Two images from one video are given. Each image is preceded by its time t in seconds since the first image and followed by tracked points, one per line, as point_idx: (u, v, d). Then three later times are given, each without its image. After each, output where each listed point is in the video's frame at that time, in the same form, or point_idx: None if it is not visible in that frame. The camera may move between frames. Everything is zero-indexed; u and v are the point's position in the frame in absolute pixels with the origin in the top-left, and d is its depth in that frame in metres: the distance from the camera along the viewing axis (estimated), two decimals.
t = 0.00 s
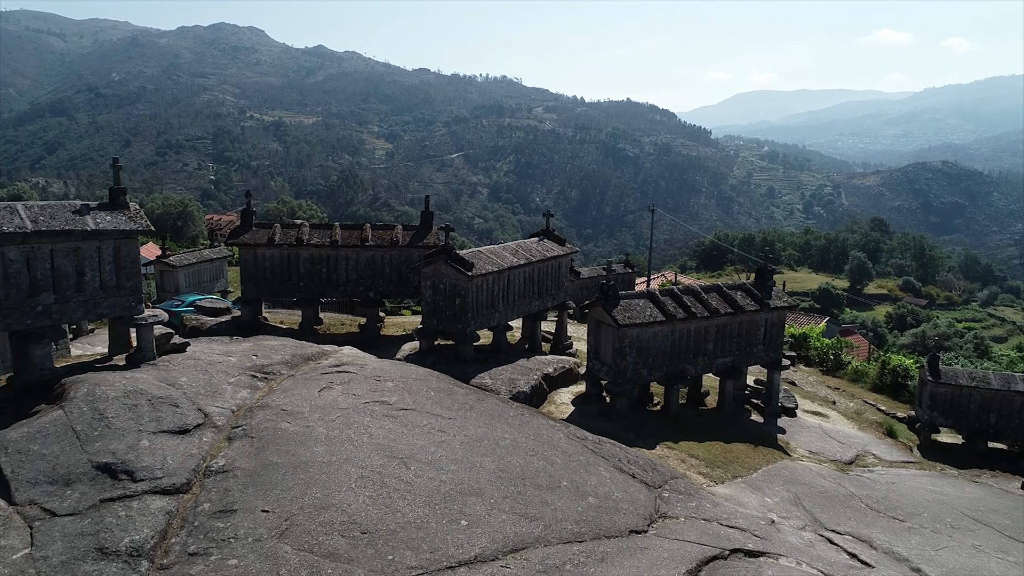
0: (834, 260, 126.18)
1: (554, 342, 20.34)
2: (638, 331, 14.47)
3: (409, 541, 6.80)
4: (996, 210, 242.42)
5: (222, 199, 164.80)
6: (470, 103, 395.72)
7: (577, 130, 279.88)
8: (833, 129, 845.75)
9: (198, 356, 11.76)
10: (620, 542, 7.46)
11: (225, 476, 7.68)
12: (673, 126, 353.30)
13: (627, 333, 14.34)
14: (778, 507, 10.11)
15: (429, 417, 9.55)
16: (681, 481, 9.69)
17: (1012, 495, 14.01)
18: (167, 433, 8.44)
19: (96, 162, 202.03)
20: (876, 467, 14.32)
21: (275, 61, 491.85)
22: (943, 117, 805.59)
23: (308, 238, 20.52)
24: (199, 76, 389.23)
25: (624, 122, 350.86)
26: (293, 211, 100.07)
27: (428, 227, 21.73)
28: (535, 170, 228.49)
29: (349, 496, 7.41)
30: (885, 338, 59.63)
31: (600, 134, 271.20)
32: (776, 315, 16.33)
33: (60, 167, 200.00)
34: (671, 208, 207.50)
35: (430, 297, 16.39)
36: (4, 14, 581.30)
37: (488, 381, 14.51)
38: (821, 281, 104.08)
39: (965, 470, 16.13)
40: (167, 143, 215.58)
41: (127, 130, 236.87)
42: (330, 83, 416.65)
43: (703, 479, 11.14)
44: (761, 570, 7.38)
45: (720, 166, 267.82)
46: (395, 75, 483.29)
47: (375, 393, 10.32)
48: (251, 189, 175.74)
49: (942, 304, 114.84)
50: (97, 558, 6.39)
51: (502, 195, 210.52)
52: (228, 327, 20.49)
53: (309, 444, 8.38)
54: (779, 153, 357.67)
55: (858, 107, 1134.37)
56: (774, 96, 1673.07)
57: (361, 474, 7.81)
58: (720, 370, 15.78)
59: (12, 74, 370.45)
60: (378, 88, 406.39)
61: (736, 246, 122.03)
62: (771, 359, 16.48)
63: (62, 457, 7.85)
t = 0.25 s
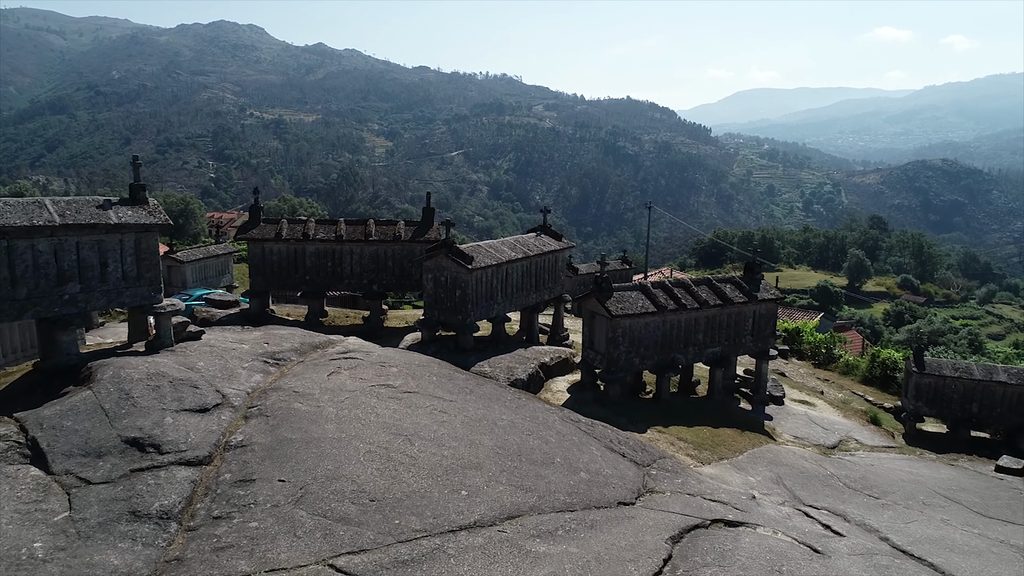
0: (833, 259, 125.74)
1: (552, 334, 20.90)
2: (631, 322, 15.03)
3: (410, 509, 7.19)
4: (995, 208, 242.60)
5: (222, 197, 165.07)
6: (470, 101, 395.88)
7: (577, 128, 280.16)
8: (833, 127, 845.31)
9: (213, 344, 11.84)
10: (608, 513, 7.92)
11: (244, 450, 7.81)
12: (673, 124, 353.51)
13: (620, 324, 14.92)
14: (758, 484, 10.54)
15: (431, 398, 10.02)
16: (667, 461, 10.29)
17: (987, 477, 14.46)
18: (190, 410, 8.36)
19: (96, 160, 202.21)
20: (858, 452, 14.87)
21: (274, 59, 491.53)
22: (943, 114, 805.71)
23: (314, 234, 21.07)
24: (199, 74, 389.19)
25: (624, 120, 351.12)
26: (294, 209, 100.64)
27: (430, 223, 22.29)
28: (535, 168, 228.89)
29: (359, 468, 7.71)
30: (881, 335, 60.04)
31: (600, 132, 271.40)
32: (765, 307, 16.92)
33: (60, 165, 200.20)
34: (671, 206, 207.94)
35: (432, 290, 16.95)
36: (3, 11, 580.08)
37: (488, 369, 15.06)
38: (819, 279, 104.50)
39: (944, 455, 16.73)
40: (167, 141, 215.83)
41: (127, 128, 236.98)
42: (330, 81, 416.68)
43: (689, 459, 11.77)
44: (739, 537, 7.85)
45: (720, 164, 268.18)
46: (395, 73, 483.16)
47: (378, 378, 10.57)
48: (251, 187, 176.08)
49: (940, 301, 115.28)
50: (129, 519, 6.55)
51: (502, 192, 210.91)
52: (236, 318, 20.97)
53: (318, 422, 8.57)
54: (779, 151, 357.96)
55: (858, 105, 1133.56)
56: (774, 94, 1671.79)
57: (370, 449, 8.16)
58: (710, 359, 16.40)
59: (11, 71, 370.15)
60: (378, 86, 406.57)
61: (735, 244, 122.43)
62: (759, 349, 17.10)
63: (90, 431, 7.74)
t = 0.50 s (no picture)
0: (832, 257, 125.83)
1: (549, 326, 21.51)
2: (622, 312, 15.61)
3: (412, 480, 7.81)
4: (995, 206, 243.08)
5: (222, 195, 165.76)
6: (470, 99, 396.50)
7: (577, 126, 280.81)
8: (834, 125, 844.99)
9: (226, 331, 12.38)
10: (595, 486, 8.54)
11: (258, 428, 8.37)
12: (673, 122, 354.06)
13: (613, 314, 15.50)
14: (742, 463, 11.16)
15: (432, 381, 10.68)
16: (655, 441, 10.93)
17: (962, 460, 15.10)
18: (208, 391, 8.92)
19: (96, 158, 202.82)
20: (841, 437, 15.49)
21: (275, 58, 492.28)
22: (943, 113, 806.23)
23: (321, 229, 21.67)
24: (199, 72, 389.90)
25: (624, 118, 351.64)
26: (296, 206, 101.58)
27: (430, 220, 22.95)
28: (534, 166, 229.44)
29: (365, 444, 8.32)
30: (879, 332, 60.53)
31: (600, 130, 271.83)
32: (753, 299, 17.56)
33: (61, 163, 200.76)
34: (670, 204, 208.48)
35: (433, 284, 17.57)
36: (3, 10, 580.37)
37: (487, 357, 15.63)
38: (817, 276, 104.99)
39: (924, 442, 17.46)
40: (167, 139, 216.47)
41: (127, 127, 237.60)
42: (330, 79, 417.36)
43: (679, 442, 12.37)
44: (717, 507, 8.48)
45: (720, 163, 268.70)
46: (395, 72, 483.77)
47: (385, 362, 11.25)
48: (251, 186, 176.75)
49: (938, 299, 115.79)
50: (159, 486, 7.14)
51: (502, 190, 211.49)
52: (244, 311, 21.63)
53: (327, 403, 9.17)
54: (780, 149, 358.55)
55: (858, 104, 1133.16)
56: (774, 92, 1670.48)
57: (377, 426, 8.76)
58: (700, 349, 17.01)
59: (12, 70, 370.67)
60: (378, 84, 407.04)
61: (734, 242, 122.87)
62: (748, 339, 17.75)
63: (118, 411, 8.28)
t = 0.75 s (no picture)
0: (830, 257, 126.28)
1: (546, 319, 22.08)
2: (615, 305, 16.19)
3: (416, 456, 8.39)
4: (994, 206, 243.46)
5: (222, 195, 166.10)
6: (470, 99, 396.85)
7: (577, 126, 281.25)
8: (833, 125, 844.90)
9: (238, 321, 12.98)
10: (587, 464, 9.09)
11: (271, 408, 8.96)
12: (673, 122, 354.45)
13: (606, 308, 16.10)
14: (728, 447, 11.76)
15: (433, 367, 11.29)
16: (645, 425, 11.50)
17: (941, 446, 15.70)
18: (224, 375, 9.51)
19: (96, 158, 203.15)
20: (826, 424, 16.08)
21: (275, 58, 492.57)
22: (943, 112, 806.76)
23: (325, 226, 22.24)
24: (199, 72, 390.17)
25: (624, 118, 352.02)
26: (296, 205, 102.16)
27: (431, 217, 23.50)
28: (534, 166, 229.82)
29: (372, 423, 8.88)
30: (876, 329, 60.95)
31: (600, 129, 272.28)
32: (743, 293, 18.13)
33: (61, 163, 201.08)
34: (670, 204, 208.90)
35: (434, 277, 18.15)
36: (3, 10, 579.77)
37: (486, 347, 16.22)
38: (815, 275, 105.45)
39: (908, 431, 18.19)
40: (167, 139, 216.76)
41: (127, 127, 237.89)
42: (330, 79, 417.57)
43: (669, 428, 12.96)
44: (701, 484, 9.04)
45: (719, 162, 269.05)
46: (395, 71, 484.12)
47: (389, 350, 11.84)
48: (252, 185, 177.18)
49: (936, 298, 116.13)
50: (181, 460, 7.71)
51: (502, 190, 211.87)
52: (252, 305, 22.17)
53: (336, 386, 9.76)
54: (779, 149, 359.12)
55: (858, 103, 1132.81)
56: (774, 92, 1670.09)
57: (382, 407, 9.36)
58: (690, 341, 17.61)
59: (11, 70, 370.70)
60: (378, 84, 407.30)
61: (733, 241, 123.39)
62: (738, 331, 18.33)
63: (139, 392, 8.83)
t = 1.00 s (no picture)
0: (829, 256, 126.82)
1: (543, 313, 22.67)
2: (609, 297, 16.78)
3: (420, 433, 8.99)
4: (994, 206, 243.93)
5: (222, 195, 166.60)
6: (470, 99, 397.39)
7: (577, 126, 281.82)
8: (834, 125, 845.08)
9: (249, 312, 13.62)
10: (579, 443, 9.72)
11: (282, 391, 9.57)
12: (673, 122, 354.91)
13: (601, 300, 16.68)
14: (716, 431, 12.36)
15: (435, 355, 11.89)
16: (635, 410, 12.11)
17: (923, 434, 16.28)
18: (237, 360, 10.12)
19: (97, 158, 203.61)
20: (813, 412, 16.69)
21: (275, 58, 493.04)
22: (943, 112, 807.64)
23: (330, 223, 22.84)
24: (199, 72, 390.67)
25: (624, 118, 352.55)
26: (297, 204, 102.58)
27: (432, 213, 24.10)
28: (534, 166, 230.32)
29: (377, 404, 9.48)
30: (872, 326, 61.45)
31: (600, 129, 272.88)
32: (732, 286, 18.75)
33: (62, 162, 201.51)
34: (670, 204, 209.40)
35: (435, 272, 18.75)
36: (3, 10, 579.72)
37: (485, 338, 16.85)
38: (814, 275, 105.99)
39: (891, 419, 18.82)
40: (168, 139, 217.30)
41: (128, 127, 238.34)
42: (331, 79, 418.15)
43: (660, 413, 13.57)
44: (687, 461, 9.63)
45: (719, 162, 269.53)
46: (395, 71, 484.58)
47: (393, 339, 12.46)
48: (252, 185, 177.79)
49: (935, 297, 116.50)
50: (201, 436, 8.29)
51: (502, 190, 212.30)
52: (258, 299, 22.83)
53: (343, 371, 10.36)
54: (779, 149, 359.46)
55: (858, 103, 1132.64)
56: (774, 92, 1669.92)
57: (386, 391, 9.95)
58: (681, 332, 18.21)
59: (12, 70, 371.00)
60: (378, 84, 407.86)
61: (731, 240, 123.91)
62: (728, 324, 18.93)
63: (159, 375, 9.46)
